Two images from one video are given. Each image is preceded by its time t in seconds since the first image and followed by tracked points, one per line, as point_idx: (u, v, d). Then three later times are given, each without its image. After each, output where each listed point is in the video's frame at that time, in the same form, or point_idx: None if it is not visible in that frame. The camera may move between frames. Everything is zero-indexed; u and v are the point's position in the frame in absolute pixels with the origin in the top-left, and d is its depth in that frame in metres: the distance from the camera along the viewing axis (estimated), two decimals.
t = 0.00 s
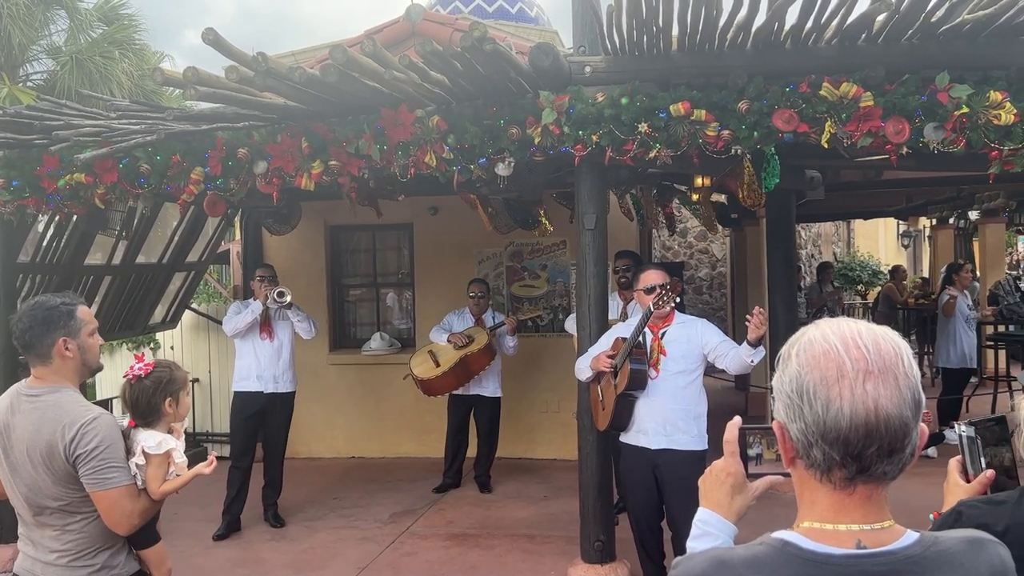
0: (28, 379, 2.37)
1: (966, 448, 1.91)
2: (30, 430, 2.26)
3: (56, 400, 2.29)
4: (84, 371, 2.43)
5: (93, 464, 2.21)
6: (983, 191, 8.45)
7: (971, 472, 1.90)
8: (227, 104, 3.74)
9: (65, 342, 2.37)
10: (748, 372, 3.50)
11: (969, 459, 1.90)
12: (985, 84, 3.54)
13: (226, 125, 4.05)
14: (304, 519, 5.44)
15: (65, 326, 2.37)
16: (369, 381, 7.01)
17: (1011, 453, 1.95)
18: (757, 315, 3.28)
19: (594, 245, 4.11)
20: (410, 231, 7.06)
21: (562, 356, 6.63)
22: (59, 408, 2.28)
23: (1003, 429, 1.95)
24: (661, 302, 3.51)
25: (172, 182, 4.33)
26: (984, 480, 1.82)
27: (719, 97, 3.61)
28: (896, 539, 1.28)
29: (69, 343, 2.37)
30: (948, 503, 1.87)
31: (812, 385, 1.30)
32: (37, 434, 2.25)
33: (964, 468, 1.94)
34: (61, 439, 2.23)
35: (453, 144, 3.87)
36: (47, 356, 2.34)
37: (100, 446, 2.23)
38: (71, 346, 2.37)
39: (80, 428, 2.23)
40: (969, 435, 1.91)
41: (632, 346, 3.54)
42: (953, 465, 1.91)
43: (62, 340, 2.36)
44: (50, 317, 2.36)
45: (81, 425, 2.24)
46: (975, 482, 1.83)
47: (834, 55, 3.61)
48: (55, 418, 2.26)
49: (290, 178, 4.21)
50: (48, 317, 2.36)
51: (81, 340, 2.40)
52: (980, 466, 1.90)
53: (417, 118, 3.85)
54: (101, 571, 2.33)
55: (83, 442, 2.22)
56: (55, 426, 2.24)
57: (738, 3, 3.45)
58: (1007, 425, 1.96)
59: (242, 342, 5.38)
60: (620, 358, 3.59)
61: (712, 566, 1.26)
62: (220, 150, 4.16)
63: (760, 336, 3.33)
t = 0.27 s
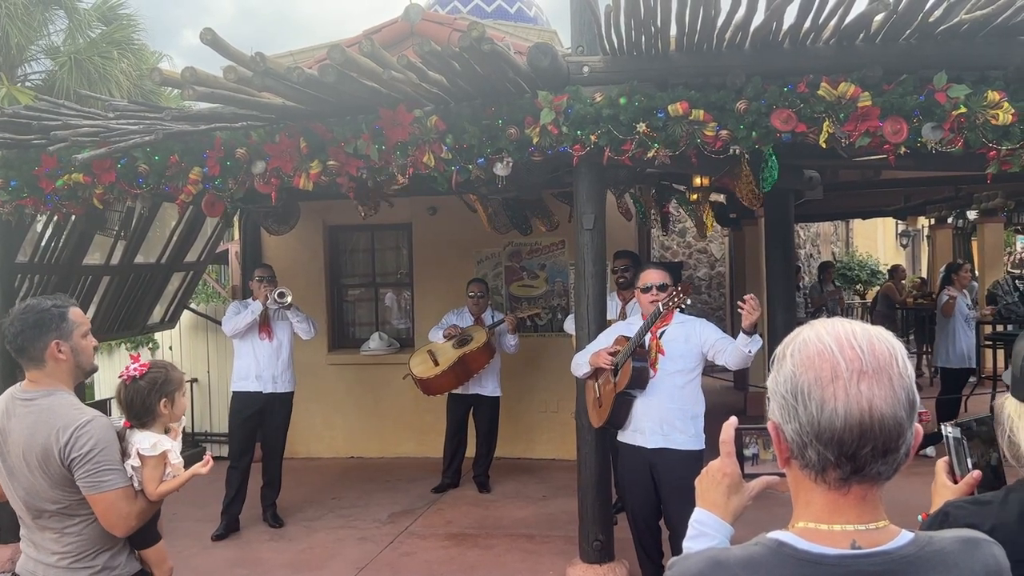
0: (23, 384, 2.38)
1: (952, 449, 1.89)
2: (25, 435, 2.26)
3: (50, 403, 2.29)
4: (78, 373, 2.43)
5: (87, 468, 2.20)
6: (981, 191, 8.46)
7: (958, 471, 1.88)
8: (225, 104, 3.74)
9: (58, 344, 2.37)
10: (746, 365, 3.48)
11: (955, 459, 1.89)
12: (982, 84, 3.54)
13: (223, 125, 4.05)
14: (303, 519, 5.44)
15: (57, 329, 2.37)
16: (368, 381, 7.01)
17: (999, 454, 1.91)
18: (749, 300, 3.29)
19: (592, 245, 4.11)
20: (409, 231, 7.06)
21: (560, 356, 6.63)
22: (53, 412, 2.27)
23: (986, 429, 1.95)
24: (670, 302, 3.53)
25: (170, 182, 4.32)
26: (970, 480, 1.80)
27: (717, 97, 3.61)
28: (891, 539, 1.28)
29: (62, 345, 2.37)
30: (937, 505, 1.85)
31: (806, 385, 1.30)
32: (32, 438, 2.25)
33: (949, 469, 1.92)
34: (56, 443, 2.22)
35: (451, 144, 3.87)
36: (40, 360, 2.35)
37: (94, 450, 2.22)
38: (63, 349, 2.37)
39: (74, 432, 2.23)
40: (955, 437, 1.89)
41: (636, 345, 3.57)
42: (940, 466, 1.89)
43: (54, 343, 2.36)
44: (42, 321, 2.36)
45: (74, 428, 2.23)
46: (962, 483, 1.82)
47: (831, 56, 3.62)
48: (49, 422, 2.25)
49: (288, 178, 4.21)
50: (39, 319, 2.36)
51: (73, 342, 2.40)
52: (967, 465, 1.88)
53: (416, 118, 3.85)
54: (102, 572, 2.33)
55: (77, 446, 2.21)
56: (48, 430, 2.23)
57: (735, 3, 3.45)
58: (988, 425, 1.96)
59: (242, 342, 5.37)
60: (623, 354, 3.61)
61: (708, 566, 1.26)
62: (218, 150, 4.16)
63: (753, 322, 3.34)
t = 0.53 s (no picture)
0: (29, 383, 2.39)
1: (942, 448, 1.90)
2: (28, 433, 2.26)
3: (53, 402, 2.29)
4: (82, 370, 2.43)
5: (88, 467, 2.21)
6: (980, 190, 8.46)
7: (948, 471, 1.89)
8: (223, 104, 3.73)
9: (60, 341, 2.37)
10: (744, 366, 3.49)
11: (945, 458, 1.89)
12: (981, 83, 3.54)
13: (222, 125, 4.05)
14: (301, 519, 5.44)
15: (58, 326, 2.37)
16: (367, 380, 7.01)
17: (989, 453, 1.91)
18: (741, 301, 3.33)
19: (591, 245, 4.11)
20: (408, 230, 7.06)
21: (559, 355, 6.62)
22: (55, 410, 2.27)
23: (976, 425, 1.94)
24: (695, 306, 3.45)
25: (169, 182, 4.32)
26: (959, 479, 1.80)
27: (716, 96, 3.61)
28: (887, 537, 1.28)
29: (65, 342, 2.37)
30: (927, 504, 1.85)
31: (801, 384, 1.30)
32: (35, 437, 2.25)
33: (940, 468, 1.92)
34: (57, 442, 2.22)
35: (449, 143, 3.88)
36: (44, 357, 2.35)
37: (95, 448, 2.22)
38: (66, 346, 2.37)
39: (75, 430, 2.23)
40: (944, 435, 1.91)
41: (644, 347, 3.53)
42: (930, 464, 1.90)
43: (58, 340, 2.36)
44: (44, 318, 2.36)
45: (76, 426, 2.23)
46: (951, 481, 1.82)
47: (829, 55, 3.62)
48: (51, 420, 2.25)
49: (287, 178, 4.20)
50: (42, 316, 2.36)
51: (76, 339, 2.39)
52: (957, 464, 1.88)
53: (414, 118, 3.84)
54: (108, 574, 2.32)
55: (78, 444, 2.21)
56: (50, 429, 2.24)
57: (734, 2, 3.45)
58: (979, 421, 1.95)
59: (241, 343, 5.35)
60: (629, 352, 3.57)
61: (704, 564, 1.26)
62: (217, 150, 4.16)
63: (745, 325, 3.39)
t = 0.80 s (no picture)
0: (41, 381, 2.38)
1: (935, 445, 1.90)
2: (38, 430, 2.27)
3: (63, 398, 2.29)
4: (95, 368, 2.42)
5: (96, 465, 2.20)
6: (978, 190, 8.47)
7: (941, 468, 1.88)
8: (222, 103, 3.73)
9: (77, 339, 2.36)
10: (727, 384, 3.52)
11: (938, 455, 1.89)
12: (980, 82, 3.54)
13: (221, 124, 4.05)
14: (300, 518, 5.43)
15: (73, 323, 2.36)
16: (366, 380, 7.01)
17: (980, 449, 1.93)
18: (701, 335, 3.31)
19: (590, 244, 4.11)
20: (407, 229, 7.05)
21: (558, 355, 6.62)
22: (64, 406, 2.28)
23: (971, 423, 1.95)
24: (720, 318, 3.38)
25: (167, 181, 4.31)
26: (952, 476, 1.80)
27: (715, 95, 3.61)
28: (883, 534, 1.28)
29: (81, 339, 2.37)
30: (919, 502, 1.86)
31: (798, 381, 1.30)
32: (44, 435, 2.25)
33: (933, 465, 1.92)
34: (66, 440, 2.22)
35: (448, 143, 3.87)
36: (58, 354, 2.34)
37: (103, 445, 2.22)
38: (81, 343, 2.37)
39: (82, 427, 2.23)
40: (937, 432, 1.91)
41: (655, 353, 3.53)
42: (923, 462, 1.90)
43: (74, 337, 2.36)
44: (58, 314, 2.35)
45: (83, 424, 2.23)
46: (945, 479, 1.81)
47: (828, 54, 3.62)
48: (60, 417, 2.26)
49: (285, 177, 4.20)
50: (58, 313, 2.36)
51: (91, 337, 2.39)
52: (950, 462, 1.88)
53: (413, 117, 3.84)
54: None
55: (86, 442, 2.21)
56: (59, 425, 2.24)
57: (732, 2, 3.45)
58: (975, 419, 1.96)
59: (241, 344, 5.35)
60: (639, 355, 3.57)
61: (701, 562, 1.26)
62: (215, 149, 4.15)
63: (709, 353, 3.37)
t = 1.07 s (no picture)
0: (50, 382, 2.37)
1: (936, 444, 1.88)
2: (48, 432, 2.26)
3: (73, 399, 2.29)
4: (107, 367, 2.44)
5: (107, 466, 2.20)
6: (977, 189, 8.48)
7: (940, 467, 1.87)
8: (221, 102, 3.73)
9: (96, 337, 2.39)
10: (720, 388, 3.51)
11: (937, 454, 1.88)
12: (979, 81, 3.54)
13: (220, 123, 4.04)
14: (300, 518, 5.43)
15: (91, 322, 2.38)
16: (365, 379, 7.01)
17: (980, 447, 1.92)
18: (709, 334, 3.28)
19: (589, 243, 4.11)
20: (406, 229, 7.05)
21: (557, 354, 6.62)
22: (75, 406, 2.28)
23: (971, 423, 1.94)
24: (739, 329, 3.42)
25: (166, 181, 4.30)
26: (952, 475, 1.81)
27: (714, 95, 3.61)
28: (881, 534, 1.28)
29: (100, 338, 2.40)
30: (918, 502, 1.86)
31: (795, 381, 1.30)
32: (54, 436, 2.25)
33: (932, 463, 1.91)
34: (76, 440, 2.22)
35: (447, 142, 3.87)
36: (76, 353, 2.34)
37: (114, 446, 2.21)
38: (99, 340, 2.39)
39: (93, 428, 2.23)
40: (937, 432, 1.89)
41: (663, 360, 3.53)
42: (923, 460, 1.90)
43: (92, 335, 2.38)
44: (76, 312, 2.36)
45: (94, 424, 2.23)
46: (944, 478, 1.83)
47: (827, 54, 3.63)
48: (70, 418, 2.25)
49: (284, 176, 4.20)
50: (76, 311, 2.38)
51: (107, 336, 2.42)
52: (949, 461, 1.86)
53: (412, 116, 3.84)
54: None
55: (97, 442, 2.21)
56: (70, 425, 2.24)
57: (732, 1, 3.45)
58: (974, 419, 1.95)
59: (240, 342, 5.35)
60: (643, 357, 3.57)
61: (699, 561, 1.26)
62: (214, 149, 4.14)
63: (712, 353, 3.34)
